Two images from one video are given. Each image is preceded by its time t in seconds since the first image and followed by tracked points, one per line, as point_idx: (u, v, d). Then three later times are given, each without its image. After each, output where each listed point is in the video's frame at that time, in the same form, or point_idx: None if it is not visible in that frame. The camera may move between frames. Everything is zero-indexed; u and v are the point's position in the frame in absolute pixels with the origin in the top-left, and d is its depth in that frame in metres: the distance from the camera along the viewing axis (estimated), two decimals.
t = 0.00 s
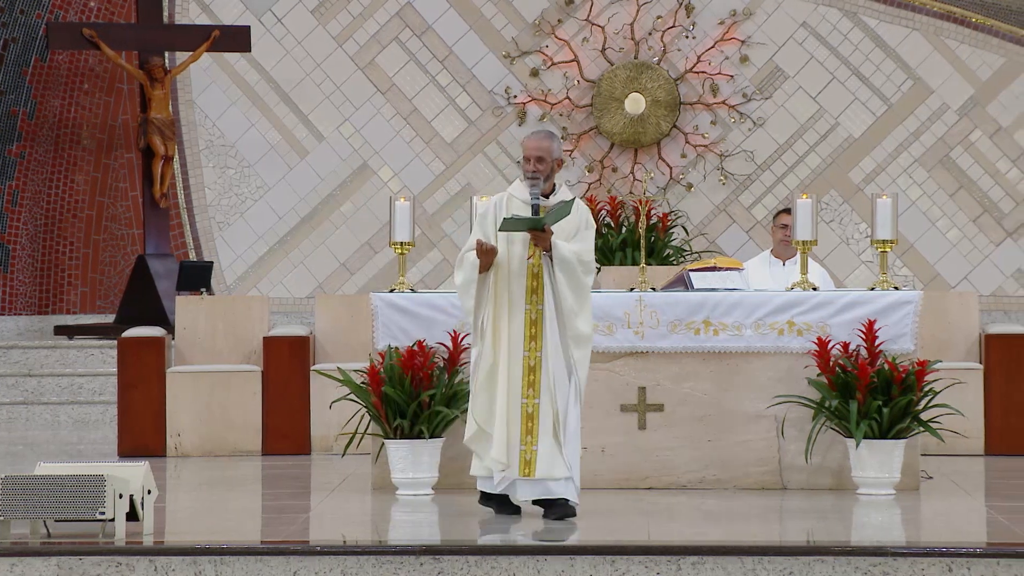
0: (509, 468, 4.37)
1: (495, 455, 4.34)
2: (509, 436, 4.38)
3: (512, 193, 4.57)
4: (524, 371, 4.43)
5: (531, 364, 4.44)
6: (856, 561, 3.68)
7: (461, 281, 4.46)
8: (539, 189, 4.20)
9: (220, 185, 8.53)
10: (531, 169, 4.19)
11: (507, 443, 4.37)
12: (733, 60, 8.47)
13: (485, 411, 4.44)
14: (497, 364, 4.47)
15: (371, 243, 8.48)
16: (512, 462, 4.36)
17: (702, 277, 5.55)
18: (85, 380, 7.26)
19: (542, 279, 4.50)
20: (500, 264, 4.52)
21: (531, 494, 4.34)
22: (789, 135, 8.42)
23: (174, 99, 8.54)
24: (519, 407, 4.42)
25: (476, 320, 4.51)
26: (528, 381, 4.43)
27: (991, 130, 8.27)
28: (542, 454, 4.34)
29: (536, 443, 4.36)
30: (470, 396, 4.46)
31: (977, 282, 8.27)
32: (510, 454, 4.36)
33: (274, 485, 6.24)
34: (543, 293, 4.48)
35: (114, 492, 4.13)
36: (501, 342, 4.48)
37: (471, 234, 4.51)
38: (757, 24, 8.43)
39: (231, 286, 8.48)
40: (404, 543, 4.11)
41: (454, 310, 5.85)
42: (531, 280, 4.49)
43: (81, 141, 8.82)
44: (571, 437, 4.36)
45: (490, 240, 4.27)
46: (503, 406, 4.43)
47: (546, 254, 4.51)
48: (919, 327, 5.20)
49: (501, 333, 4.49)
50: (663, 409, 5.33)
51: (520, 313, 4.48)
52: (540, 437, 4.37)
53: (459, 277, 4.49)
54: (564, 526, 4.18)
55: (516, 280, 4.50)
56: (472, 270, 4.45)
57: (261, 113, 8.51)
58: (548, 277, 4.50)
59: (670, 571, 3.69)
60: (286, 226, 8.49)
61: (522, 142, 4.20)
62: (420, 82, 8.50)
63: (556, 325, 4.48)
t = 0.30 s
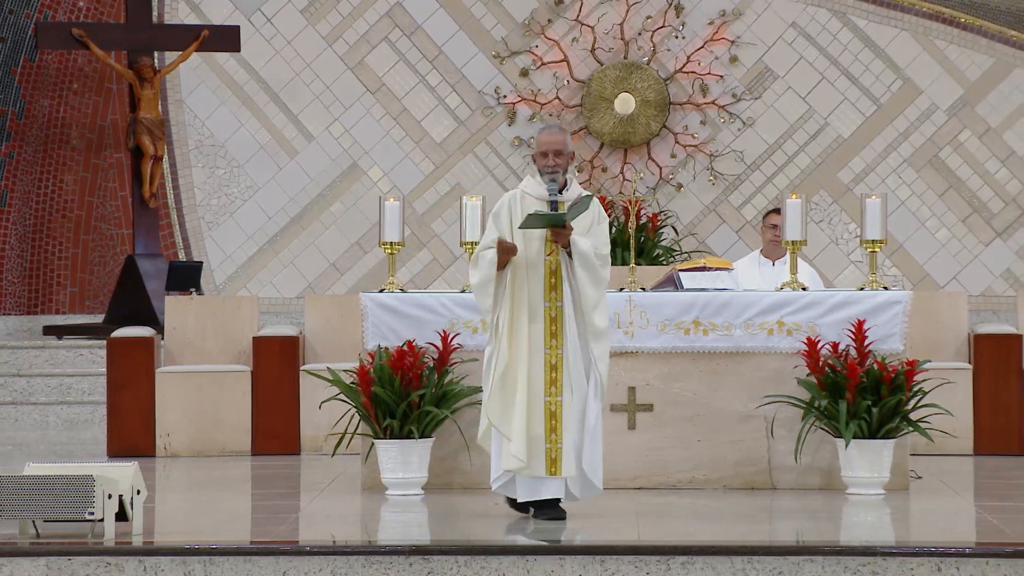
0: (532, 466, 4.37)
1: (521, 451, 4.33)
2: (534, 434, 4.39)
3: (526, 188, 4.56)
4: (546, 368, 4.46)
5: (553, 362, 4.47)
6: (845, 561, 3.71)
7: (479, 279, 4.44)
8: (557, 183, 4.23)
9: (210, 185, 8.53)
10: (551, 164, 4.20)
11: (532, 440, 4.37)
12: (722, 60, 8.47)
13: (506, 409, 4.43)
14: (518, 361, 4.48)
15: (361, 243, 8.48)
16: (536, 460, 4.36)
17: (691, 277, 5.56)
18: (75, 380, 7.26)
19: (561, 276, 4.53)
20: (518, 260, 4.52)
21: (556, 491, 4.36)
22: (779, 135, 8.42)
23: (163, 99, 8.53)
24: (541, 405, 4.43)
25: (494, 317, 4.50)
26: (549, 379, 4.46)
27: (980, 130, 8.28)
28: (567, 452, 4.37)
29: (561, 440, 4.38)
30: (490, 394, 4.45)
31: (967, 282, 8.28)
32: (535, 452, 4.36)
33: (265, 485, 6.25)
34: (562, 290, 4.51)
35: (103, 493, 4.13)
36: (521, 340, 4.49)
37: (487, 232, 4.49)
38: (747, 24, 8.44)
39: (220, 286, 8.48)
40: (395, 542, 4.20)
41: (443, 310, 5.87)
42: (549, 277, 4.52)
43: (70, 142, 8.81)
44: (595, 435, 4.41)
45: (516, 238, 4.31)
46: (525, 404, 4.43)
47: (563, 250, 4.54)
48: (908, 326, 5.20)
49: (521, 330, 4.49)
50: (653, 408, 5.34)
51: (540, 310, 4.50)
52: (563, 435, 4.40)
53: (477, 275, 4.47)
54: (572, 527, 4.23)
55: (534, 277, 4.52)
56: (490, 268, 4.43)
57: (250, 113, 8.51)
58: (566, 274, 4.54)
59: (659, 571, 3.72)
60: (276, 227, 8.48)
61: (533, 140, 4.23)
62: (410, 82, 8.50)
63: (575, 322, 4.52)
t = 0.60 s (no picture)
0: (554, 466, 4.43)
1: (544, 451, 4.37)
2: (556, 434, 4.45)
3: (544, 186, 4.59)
4: (569, 368, 4.52)
5: (576, 362, 4.52)
6: (834, 561, 3.74)
7: (501, 279, 4.47)
8: (582, 179, 4.32)
9: (199, 185, 8.52)
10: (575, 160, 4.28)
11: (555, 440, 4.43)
12: (712, 60, 8.48)
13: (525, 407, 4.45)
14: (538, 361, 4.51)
15: (350, 243, 8.47)
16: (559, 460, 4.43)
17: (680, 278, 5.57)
18: (63, 380, 7.24)
19: (583, 275, 4.59)
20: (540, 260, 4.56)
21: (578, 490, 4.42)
22: (768, 135, 8.43)
23: (152, 99, 8.51)
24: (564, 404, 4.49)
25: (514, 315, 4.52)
26: (572, 379, 4.51)
27: (969, 130, 8.30)
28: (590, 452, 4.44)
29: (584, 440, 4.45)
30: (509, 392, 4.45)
31: (955, 282, 8.29)
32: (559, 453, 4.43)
33: (254, 485, 6.25)
34: (585, 290, 4.57)
35: (92, 493, 4.13)
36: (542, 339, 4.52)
37: (508, 232, 4.51)
38: (736, 24, 8.44)
39: (209, 286, 8.47)
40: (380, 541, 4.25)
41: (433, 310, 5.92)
42: (571, 278, 4.58)
43: (59, 142, 8.80)
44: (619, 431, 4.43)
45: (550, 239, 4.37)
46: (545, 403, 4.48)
47: (587, 251, 4.60)
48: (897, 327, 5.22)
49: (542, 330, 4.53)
50: (642, 409, 5.36)
51: (563, 309, 4.56)
52: (586, 435, 4.47)
53: (499, 274, 4.50)
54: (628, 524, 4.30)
55: (556, 277, 4.58)
56: (513, 267, 4.47)
57: (239, 113, 8.50)
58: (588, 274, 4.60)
59: (648, 571, 3.74)
60: (265, 227, 8.47)
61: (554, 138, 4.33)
62: (400, 82, 8.49)
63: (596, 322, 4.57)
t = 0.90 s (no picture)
0: (579, 467, 4.44)
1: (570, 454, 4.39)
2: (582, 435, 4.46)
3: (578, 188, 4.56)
4: (598, 369, 4.51)
5: (606, 362, 4.51)
6: (820, 560, 3.74)
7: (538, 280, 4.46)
8: (618, 179, 4.36)
9: (185, 185, 8.50)
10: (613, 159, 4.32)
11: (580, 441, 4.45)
12: (697, 60, 8.48)
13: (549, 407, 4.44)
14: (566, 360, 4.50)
15: (336, 243, 8.47)
16: (583, 462, 4.44)
17: (666, 279, 5.60)
18: (49, 380, 7.22)
19: (617, 277, 4.57)
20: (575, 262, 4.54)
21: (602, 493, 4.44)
22: (753, 135, 8.43)
23: (137, 98, 8.48)
24: (592, 405, 4.49)
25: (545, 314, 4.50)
26: (601, 379, 4.51)
27: (954, 130, 8.32)
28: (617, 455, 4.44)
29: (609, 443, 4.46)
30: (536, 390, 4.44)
31: (940, 282, 8.30)
32: (585, 454, 4.44)
33: (239, 485, 6.25)
34: (618, 291, 4.54)
35: (76, 493, 4.14)
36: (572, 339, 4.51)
37: (545, 232, 4.48)
38: (721, 24, 8.45)
39: (195, 285, 8.47)
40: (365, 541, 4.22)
41: (418, 310, 6.01)
42: (605, 279, 4.55)
43: (44, 141, 8.79)
44: (646, 435, 4.43)
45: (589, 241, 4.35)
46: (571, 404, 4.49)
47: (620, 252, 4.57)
48: (882, 326, 5.24)
49: (572, 330, 4.52)
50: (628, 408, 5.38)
51: (595, 309, 4.53)
52: (612, 437, 4.47)
53: (535, 275, 4.48)
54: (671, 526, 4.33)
55: (590, 277, 4.55)
56: (550, 268, 4.45)
57: (225, 113, 8.49)
58: (622, 275, 4.58)
59: (634, 571, 3.76)
60: (251, 227, 8.47)
61: (589, 141, 4.38)
62: (386, 82, 8.49)
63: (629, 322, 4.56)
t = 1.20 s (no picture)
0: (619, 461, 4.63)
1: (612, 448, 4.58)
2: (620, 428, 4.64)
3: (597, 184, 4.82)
4: (632, 363, 4.71)
5: (639, 357, 4.72)
6: (797, 560, 3.94)
7: (571, 275, 4.69)
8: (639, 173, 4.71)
9: (162, 184, 8.46)
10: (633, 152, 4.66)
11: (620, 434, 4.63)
12: (675, 60, 8.49)
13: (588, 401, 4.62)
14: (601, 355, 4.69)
15: (314, 243, 8.45)
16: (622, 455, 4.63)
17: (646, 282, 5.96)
18: (24, 380, 7.21)
19: (642, 270, 4.81)
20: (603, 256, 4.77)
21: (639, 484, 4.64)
22: (731, 135, 8.45)
23: (114, 98, 8.46)
24: (628, 399, 4.68)
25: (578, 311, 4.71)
26: (635, 374, 4.70)
27: (931, 130, 8.34)
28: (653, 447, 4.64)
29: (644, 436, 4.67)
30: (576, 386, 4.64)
31: (917, 282, 8.32)
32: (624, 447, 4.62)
33: (217, 486, 6.27)
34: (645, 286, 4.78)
35: (52, 494, 4.16)
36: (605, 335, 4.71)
37: (572, 228, 4.73)
38: (699, 24, 8.46)
39: (172, 286, 8.41)
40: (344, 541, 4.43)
41: (397, 310, 6.07)
42: (632, 273, 4.79)
43: (20, 141, 8.76)
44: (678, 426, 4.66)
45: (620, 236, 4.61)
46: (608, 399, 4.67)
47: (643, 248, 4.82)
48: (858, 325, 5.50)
49: (605, 325, 4.72)
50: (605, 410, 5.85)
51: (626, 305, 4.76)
52: (648, 430, 4.67)
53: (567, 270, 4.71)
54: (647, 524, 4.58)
55: (618, 272, 4.78)
56: (581, 262, 4.69)
57: (202, 112, 8.47)
58: (646, 270, 4.82)
59: (612, 571, 3.94)
60: (228, 227, 8.44)
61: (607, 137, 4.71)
62: (364, 81, 8.49)
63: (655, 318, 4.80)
